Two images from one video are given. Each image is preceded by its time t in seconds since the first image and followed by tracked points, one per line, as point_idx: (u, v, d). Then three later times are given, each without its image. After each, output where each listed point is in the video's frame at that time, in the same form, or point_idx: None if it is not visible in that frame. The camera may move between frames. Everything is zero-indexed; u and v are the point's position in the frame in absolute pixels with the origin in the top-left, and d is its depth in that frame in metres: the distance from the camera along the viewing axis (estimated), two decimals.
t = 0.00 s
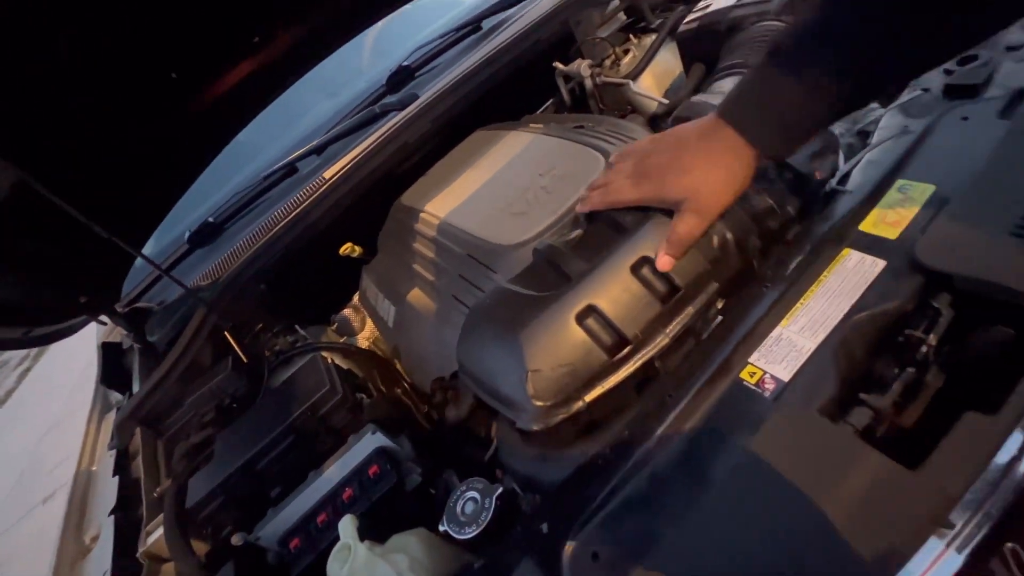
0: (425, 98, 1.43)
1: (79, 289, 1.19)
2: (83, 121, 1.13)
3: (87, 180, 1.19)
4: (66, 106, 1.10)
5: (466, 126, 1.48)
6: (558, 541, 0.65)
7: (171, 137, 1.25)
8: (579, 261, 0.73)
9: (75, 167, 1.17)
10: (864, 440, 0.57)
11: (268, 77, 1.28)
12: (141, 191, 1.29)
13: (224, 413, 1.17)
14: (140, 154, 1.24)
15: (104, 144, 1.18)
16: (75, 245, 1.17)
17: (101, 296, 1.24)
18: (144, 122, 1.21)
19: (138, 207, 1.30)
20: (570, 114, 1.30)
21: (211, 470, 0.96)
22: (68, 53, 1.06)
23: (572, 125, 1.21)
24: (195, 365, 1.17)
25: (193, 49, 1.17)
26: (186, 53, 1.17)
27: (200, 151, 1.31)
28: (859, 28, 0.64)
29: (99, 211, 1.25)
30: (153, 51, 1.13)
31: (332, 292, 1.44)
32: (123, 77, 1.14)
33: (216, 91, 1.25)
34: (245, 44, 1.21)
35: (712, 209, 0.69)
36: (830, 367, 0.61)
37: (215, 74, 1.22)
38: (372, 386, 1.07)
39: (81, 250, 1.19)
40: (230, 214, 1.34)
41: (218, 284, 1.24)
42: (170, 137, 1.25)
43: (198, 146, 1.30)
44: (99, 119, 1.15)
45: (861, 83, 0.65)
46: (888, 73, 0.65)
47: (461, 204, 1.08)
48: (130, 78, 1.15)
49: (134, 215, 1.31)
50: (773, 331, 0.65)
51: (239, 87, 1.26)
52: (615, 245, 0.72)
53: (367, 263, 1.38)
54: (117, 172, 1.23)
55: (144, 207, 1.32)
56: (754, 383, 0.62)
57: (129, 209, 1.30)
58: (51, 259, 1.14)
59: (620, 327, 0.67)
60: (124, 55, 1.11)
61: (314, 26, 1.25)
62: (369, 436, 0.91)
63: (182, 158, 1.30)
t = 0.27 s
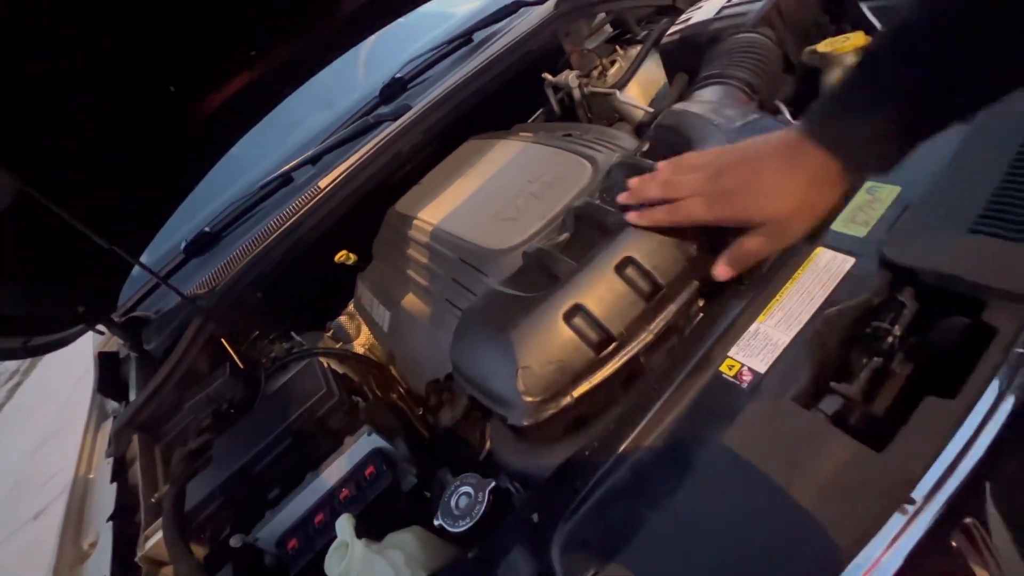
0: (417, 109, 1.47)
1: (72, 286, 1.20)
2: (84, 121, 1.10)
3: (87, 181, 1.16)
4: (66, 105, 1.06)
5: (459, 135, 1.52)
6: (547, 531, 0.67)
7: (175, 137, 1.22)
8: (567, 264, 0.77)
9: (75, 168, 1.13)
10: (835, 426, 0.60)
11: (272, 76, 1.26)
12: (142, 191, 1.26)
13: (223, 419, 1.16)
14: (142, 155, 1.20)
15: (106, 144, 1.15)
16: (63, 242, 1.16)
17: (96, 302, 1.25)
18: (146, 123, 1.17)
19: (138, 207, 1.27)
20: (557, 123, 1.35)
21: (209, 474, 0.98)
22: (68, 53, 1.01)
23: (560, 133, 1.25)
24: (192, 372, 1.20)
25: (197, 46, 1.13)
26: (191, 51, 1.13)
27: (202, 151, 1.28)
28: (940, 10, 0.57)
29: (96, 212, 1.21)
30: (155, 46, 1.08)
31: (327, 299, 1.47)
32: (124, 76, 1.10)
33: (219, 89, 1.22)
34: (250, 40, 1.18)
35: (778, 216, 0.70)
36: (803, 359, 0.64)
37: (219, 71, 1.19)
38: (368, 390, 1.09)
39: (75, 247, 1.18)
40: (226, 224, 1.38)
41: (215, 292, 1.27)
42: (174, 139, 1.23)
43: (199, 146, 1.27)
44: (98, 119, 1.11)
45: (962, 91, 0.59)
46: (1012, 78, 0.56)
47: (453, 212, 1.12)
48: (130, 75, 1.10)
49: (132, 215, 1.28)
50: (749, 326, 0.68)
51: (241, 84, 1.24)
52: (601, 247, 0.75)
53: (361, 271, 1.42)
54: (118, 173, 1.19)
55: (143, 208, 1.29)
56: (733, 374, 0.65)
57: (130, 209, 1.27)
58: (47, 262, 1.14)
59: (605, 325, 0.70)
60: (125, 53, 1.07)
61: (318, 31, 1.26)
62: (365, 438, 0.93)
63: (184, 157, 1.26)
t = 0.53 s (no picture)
0: (413, 126, 1.52)
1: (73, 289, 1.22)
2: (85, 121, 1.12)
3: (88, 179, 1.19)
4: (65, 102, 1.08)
5: (452, 151, 1.57)
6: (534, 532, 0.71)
7: (173, 135, 1.24)
8: (552, 273, 0.81)
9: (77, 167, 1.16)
10: (805, 425, 0.62)
11: (269, 74, 1.28)
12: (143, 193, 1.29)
13: (225, 430, 1.19)
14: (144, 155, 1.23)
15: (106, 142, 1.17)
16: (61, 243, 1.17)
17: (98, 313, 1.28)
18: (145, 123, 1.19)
19: (139, 207, 1.30)
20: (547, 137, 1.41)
21: (213, 484, 1.01)
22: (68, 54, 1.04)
23: (549, 148, 1.30)
24: (195, 386, 1.24)
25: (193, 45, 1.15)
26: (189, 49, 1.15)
27: (202, 150, 1.30)
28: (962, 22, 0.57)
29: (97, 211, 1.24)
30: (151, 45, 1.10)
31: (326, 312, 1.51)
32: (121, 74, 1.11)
33: (218, 88, 1.24)
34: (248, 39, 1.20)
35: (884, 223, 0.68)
36: (772, 360, 0.66)
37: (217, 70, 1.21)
38: (365, 399, 1.12)
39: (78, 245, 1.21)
40: (228, 241, 1.42)
41: (217, 309, 1.31)
42: (170, 135, 1.24)
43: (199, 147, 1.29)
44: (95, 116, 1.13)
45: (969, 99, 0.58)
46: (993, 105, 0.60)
47: (446, 226, 1.16)
48: (129, 77, 1.12)
49: (133, 216, 1.31)
50: (722, 331, 0.70)
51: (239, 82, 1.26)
52: (585, 257, 0.79)
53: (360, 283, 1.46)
54: (118, 172, 1.22)
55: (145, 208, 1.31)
56: (708, 377, 0.69)
57: (132, 209, 1.29)
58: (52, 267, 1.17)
59: (588, 332, 0.74)
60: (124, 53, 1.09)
61: (314, 35, 1.29)
62: (363, 446, 0.97)
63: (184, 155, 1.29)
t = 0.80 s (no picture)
0: (388, 154, 1.57)
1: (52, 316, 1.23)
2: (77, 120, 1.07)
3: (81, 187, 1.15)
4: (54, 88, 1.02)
5: (425, 177, 1.62)
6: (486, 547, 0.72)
7: (159, 131, 1.17)
8: (507, 300, 0.86)
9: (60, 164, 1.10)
10: (728, 440, 0.67)
11: (267, 76, 1.21)
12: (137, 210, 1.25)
13: (199, 457, 1.22)
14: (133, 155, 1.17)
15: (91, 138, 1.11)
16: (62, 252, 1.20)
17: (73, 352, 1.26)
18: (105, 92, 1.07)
19: (139, 207, 1.24)
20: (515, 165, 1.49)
21: (185, 512, 1.03)
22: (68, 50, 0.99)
23: (515, 176, 1.36)
24: (170, 415, 1.26)
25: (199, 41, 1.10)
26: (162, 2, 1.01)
27: (202, 151, 1.25)
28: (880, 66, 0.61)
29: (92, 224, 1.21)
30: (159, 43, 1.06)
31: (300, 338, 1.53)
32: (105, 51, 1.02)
33: (218, 88, 1.18)
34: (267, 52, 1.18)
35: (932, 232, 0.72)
36: (704, 376, 0.71)
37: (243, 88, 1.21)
38: (338, 423, 1.15)
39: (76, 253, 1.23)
40: (206, 270, 1.44)
41: (193, 337, 1.34)
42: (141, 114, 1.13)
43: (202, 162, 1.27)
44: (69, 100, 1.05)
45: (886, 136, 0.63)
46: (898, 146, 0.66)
47: (414, 253, 1.21)
48: (130, 77, 1.08)
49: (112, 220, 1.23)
50: (660, 351, 0.75)
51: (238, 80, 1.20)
52: (536, 286, 0.85)
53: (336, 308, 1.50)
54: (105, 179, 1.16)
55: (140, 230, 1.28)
56: (645, 397, 0.72)
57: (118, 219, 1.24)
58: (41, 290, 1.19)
59: (538, 356, 0.79)
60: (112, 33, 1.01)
61: (315, 42, 1.23)
62: (334, 470, 1.01)
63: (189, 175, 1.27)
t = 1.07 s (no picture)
0: (354, 181, 1.61)
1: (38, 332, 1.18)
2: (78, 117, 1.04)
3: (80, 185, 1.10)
4: (56, 84, 0.99)
5: (390, 202, 1.67)
6: (422, 559, 0.75)
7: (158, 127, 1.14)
8: (451, 323, 0.90)
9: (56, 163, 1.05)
10: (642, 453, 0.73)
11: (266, 77, 1.22)
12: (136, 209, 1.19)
13: (160, 484, 1.29)
14: (132, 152, 1.13)
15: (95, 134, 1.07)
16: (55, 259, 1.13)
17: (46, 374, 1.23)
18: (109, 86, 1.05)
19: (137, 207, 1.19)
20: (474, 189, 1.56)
21: (144, 540, 1.07)
22: (67, 51, 0.98)
23: (473, 201, 1.42)
24: (134, 443, 1.29)
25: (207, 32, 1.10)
26: None
27: (203, 153, 1.22)
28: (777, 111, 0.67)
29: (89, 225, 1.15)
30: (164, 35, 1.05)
31: (263, 361, 1.54)
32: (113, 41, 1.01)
33: (216, 88, 1.17)
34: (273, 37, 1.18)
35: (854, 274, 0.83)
36: (628, 392, 0.76)
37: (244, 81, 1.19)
38: (299, 445, 1.15)
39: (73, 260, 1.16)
40: (173, 297, 1.42)
41: (158, 364, 1.34)
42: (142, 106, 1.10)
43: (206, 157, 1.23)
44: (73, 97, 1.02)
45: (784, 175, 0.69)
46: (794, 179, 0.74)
47: (374, 277, 1.25)
48: (132, 77, 1.07)
49: (109, 219, 1.16)
50: (590, 369, 0.81)
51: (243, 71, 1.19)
52: (478, 309, 0.90)
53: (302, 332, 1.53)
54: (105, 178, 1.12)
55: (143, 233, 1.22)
56: (574, 413, 0.77)
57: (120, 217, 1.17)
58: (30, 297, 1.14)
59: (477, 376, 0.84)
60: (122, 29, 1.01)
61: (313, 41, 1.25)
62: (291, 493, 1.02)
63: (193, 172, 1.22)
